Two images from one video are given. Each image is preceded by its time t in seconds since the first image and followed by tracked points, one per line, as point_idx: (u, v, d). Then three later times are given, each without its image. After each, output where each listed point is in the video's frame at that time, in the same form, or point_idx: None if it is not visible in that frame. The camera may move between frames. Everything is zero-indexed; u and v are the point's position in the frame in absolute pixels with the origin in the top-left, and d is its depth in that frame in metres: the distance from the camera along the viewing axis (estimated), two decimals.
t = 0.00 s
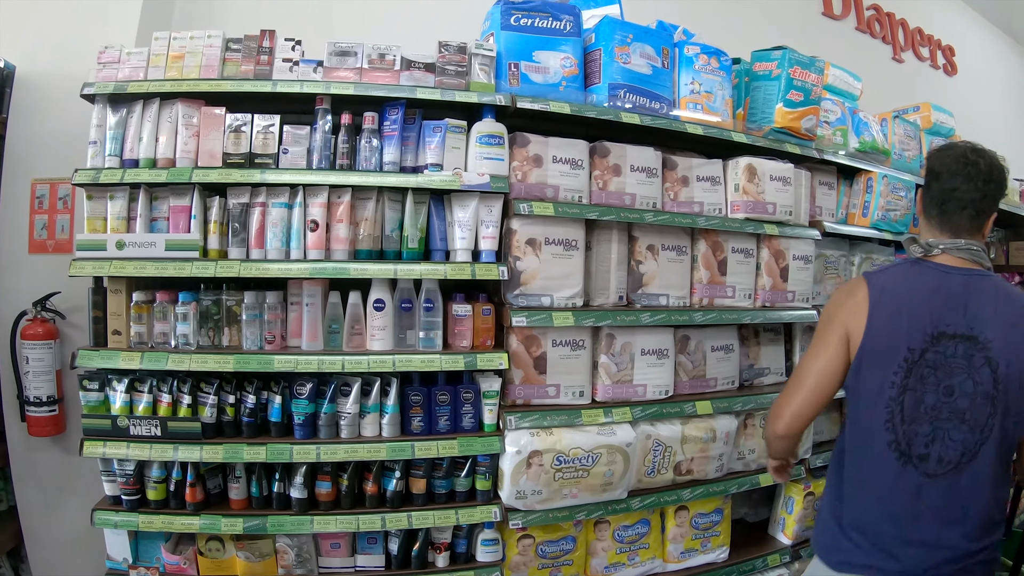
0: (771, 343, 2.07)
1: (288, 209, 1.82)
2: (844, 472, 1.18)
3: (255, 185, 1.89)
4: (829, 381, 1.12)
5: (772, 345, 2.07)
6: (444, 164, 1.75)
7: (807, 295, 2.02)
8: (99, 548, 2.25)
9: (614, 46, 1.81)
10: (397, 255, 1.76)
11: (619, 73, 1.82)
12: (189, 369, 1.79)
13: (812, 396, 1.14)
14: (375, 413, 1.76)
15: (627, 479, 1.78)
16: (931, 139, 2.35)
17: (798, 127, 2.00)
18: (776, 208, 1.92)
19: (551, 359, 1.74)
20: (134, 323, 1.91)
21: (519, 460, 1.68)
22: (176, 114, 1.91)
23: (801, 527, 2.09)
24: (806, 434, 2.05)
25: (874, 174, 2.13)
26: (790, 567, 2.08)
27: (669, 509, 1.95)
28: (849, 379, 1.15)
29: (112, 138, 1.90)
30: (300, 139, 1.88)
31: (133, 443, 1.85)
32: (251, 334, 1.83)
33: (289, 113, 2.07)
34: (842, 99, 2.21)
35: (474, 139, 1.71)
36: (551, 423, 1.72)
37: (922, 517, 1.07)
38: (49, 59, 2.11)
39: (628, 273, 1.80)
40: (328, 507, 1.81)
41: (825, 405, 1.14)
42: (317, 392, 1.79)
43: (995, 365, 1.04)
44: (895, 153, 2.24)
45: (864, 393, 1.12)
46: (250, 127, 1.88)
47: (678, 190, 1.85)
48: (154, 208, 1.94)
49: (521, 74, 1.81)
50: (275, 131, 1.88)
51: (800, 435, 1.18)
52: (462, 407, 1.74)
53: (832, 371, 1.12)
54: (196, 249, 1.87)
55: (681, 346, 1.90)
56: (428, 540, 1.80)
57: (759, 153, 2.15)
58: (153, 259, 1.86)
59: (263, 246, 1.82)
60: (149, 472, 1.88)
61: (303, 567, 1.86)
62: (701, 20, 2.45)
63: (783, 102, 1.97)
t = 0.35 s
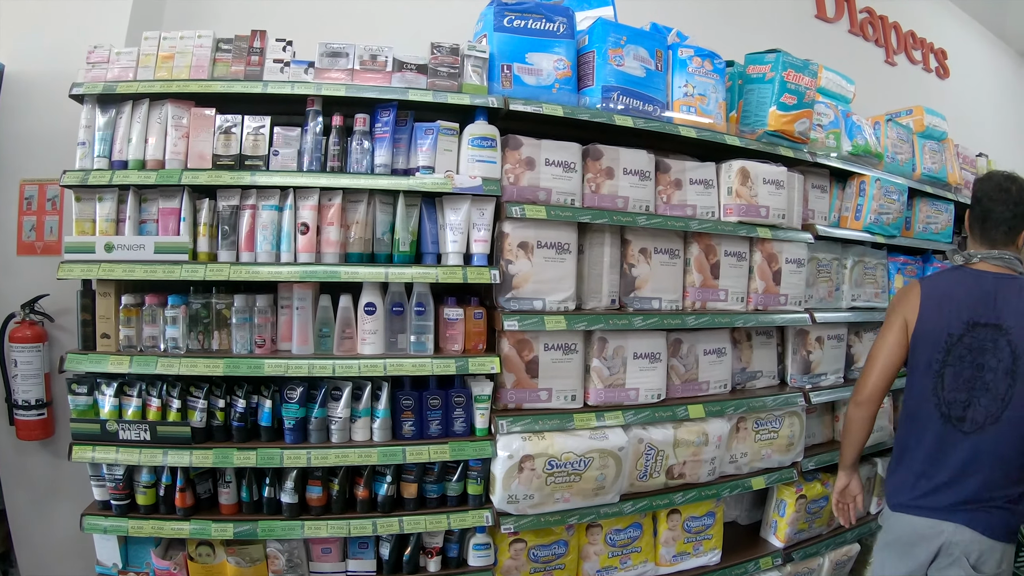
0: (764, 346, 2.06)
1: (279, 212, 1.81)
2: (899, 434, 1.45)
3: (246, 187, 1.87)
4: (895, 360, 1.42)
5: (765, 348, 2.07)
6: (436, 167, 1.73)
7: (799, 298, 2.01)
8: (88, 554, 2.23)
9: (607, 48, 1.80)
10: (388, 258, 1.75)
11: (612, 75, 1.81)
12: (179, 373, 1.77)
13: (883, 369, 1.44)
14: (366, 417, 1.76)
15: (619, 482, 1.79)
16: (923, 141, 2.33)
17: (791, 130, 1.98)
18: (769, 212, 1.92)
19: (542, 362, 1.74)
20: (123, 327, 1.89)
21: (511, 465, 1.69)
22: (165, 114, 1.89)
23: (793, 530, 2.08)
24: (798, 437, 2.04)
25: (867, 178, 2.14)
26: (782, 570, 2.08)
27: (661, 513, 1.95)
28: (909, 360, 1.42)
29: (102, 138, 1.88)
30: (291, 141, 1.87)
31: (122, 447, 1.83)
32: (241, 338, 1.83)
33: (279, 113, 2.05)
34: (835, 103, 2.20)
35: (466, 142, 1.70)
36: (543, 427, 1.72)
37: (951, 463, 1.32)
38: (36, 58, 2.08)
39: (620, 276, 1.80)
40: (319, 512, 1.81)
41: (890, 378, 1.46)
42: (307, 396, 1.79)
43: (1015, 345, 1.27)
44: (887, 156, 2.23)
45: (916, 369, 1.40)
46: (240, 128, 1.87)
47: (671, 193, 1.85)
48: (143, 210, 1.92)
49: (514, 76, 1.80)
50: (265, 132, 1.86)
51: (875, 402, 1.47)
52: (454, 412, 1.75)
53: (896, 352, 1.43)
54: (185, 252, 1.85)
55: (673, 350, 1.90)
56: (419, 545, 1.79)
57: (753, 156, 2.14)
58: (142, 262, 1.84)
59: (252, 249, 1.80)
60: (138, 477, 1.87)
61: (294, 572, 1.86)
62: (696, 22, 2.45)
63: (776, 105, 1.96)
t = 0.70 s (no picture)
0: (752, 352, 2.08)
1: (268, 220, 1.81)
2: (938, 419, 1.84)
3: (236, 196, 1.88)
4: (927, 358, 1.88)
5: (753, 355, 2.08)
6: (425, 176, 1.74)
7: (787, 305, 2.03)
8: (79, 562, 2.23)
9: (596, 57, 1.81)
10: (378, 267, 1.77)
11: (602, 84, 1.81)
12: (169, 381, 1.77)
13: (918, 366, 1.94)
14: (356, 425, 1.78)
15: (608, 489, 1.80)
16: (911, 148, 2.34)
17: (779, 138, 1.99)
18: (757, 220, 1.92)
19: (531, 370, 1.75)
20: (112, 335, 1.88)
21: (500, 473, 1.69)
22: (155, 122, 1.89)
23: (782, 536, 2.10)
24: (787, 443, 2.06)
25: (854, 185, 2.15)
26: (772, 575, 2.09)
27: (650, 519, 1.96)
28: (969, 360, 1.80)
29: (91, 146, 1.87)
30: (281, 149, 1.87)
31: (112, 456, 1.83)
32: (230, 346, 1.82)
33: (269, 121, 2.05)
34: (824, 110, 2.21)
35: (456, 151, 1.71)
36: (532, 434, 1.73)
37: (963, 438, 1.74)
38: (25, 64, 2.07)
39: (609, 284, 1.81)
40: (309, 520, 1.81)
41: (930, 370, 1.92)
42: (298, 405, 1.80)
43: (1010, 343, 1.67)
44: (875, 163, 2.24)
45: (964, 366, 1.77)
46: (230, 136, 1.87)
47: (660, 202, 1.85)
48: (133, 217, 1.92)
49: (503, 85, 1.80)
50: (254, 141, 1.86)
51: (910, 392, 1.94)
52: (443, 420, 1.77)
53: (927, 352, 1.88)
54: (175, 260, 1.85)
55: (662, 357, 1.91)
56: (409, 553, 1.80)
57: (742, 164, 2.14)
58: (132, 270, 1.84)
59: (242, 258, 1.81)
60: (128, 485, 1.86)
61: None
62: (686, 30, 2.46)
63: (764, 114, 1.97)
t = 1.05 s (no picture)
0: (742, 359, 2.09)
1: (260, 231, 1.83)
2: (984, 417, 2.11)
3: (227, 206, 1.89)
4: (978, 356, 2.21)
5: (743, 361, 2.09)
6: (415, 186, 1.75)
7: (776, 312, 2.04)
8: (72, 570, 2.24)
9: (585, 67, 1.82)
10: (369, 277, 1.79)
11: (591, 94, 1.82)
12: (161, 391, 1.78)
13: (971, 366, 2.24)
14: (348, 434, 1.79)
15: (598, 497, 1.81)
16: (900, 155, 2.36)
17: (767, 146, 1.99)
18: (746, 228, 1.94)
19: (521, 379, 1.76)
20: (105, 344, 1.89)
21: (491, 480, 1.71)
22: (147, 133, 1.89)
23: (773, 541, 2.10)
24: (777, 449, 2.07)
25: (843, 193, 2.16)
26: None
27: (641, 525, 1.98)
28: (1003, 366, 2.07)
29: (84, 157, 1.89)
30: (272, 160, 1.89)
31: (105, 465, 1.83)
32: (223, 356, 1.84)
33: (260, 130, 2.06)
34: (813, 118, 2.21)
35: (446, 161, 1.72)
36: (523, 443, 1.74)
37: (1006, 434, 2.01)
38: (17, 73, 2.07)
39: (599, 292, 1.82)
40: (301, 528, 1.82)
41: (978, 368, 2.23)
42: (290, 414, 1.82)
43: None
44: (864, 170, 2.26)
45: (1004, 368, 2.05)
46: (221, 147, 1.88)
47: (649, 210, 1.87)
48: (125, 227, 1.93)
49: (493, 96, 1.81)
50: (246, 151, 1.87)
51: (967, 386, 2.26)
52: (434, 428, 1.78)
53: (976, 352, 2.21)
54: (167, 270, 1.86)
55: (651, 365, 1.92)
56: (401, 560, 1.83)
57: (731, 172, 2.14)
58: (124, 281, 1.85)
59: (234, 268, 1.82)
60: (121, 494, 1.87)
61: None
62: (676, 38, 2.48)
63: (753, 122, 1.97)
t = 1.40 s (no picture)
0: (730, 367, 2.10)
1: (247, 244, 1.83)
2: None
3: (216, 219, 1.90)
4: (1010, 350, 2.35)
5: (731, 369, 2.10)
6: (402, 198, 1.77)
7: (764, 320, 2.05)
8: None
9: (571, 79, 1.82)
10: (357, 289, 1.81)
11: (577, 105, 1.83)
12: (150, 404, 1.78)
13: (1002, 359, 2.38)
14: (336, 446, 1.80)
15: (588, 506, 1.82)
16: (887, 161, 2.37)
17: (754, 155, 1.99)
18: (733, 237, 1.94)
19: (509, 390, 1.77)
20: (94, 357, 1.89)
21: (479, 491, 1.71)
22: (135, 146, 1.90)
23: (764, 547, 2.10)
24: (767, 456, 2.07)
25: (831, 200, 2.17)
26: None
27: (632, 534, 1.98)
28: None
29: (72, 169, 1.88)
30: (260, 172, 1.90)
31: (94, 477, 1.83)
32: (211, 368, 1.84)
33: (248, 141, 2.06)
34: (801, 125, 2.21)
35: (432, 173, 1.73)
36: (511, 453, 1.75)
37: None
38: (4, 84, 2.07)
39: (586, 302, 1.83)
40: (291, 540, 1.81)
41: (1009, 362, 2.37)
42: (278, 426, 1.82)
43: None
44: (851, 177, 2.27)
45: None
46: (209, 160, 1.88)
47: (636, 220, 1.87)
48: (113, 240, 1.92)
49: (479, 107, 1.82)
50: (233, 164, 1.88)
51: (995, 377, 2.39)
52: (423, 439, 1.79)
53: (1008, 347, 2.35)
54: (155, 283, 1.86)
55: (640, 374, 1.93)
56: (390, 570, 1.86)
57: (719, 180, 2.14)
58: (113, 294, 1.85)
59: (222, 280, 1.82)
60: (111, 506, 1.87)
61: None
62: (663, 48, 2.50)
63: (739, 131, 1.97)
